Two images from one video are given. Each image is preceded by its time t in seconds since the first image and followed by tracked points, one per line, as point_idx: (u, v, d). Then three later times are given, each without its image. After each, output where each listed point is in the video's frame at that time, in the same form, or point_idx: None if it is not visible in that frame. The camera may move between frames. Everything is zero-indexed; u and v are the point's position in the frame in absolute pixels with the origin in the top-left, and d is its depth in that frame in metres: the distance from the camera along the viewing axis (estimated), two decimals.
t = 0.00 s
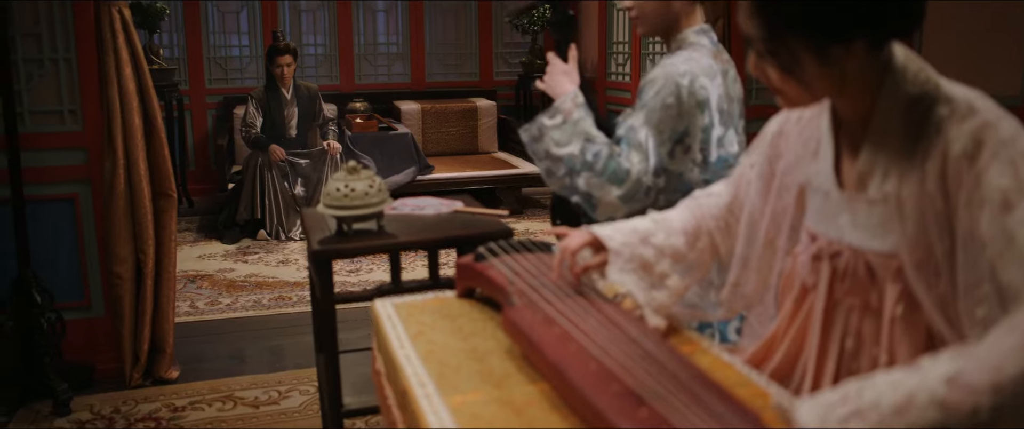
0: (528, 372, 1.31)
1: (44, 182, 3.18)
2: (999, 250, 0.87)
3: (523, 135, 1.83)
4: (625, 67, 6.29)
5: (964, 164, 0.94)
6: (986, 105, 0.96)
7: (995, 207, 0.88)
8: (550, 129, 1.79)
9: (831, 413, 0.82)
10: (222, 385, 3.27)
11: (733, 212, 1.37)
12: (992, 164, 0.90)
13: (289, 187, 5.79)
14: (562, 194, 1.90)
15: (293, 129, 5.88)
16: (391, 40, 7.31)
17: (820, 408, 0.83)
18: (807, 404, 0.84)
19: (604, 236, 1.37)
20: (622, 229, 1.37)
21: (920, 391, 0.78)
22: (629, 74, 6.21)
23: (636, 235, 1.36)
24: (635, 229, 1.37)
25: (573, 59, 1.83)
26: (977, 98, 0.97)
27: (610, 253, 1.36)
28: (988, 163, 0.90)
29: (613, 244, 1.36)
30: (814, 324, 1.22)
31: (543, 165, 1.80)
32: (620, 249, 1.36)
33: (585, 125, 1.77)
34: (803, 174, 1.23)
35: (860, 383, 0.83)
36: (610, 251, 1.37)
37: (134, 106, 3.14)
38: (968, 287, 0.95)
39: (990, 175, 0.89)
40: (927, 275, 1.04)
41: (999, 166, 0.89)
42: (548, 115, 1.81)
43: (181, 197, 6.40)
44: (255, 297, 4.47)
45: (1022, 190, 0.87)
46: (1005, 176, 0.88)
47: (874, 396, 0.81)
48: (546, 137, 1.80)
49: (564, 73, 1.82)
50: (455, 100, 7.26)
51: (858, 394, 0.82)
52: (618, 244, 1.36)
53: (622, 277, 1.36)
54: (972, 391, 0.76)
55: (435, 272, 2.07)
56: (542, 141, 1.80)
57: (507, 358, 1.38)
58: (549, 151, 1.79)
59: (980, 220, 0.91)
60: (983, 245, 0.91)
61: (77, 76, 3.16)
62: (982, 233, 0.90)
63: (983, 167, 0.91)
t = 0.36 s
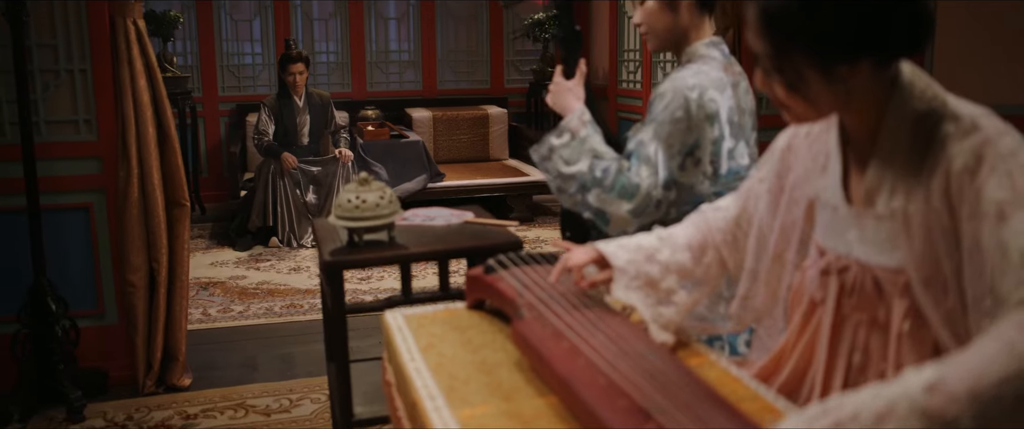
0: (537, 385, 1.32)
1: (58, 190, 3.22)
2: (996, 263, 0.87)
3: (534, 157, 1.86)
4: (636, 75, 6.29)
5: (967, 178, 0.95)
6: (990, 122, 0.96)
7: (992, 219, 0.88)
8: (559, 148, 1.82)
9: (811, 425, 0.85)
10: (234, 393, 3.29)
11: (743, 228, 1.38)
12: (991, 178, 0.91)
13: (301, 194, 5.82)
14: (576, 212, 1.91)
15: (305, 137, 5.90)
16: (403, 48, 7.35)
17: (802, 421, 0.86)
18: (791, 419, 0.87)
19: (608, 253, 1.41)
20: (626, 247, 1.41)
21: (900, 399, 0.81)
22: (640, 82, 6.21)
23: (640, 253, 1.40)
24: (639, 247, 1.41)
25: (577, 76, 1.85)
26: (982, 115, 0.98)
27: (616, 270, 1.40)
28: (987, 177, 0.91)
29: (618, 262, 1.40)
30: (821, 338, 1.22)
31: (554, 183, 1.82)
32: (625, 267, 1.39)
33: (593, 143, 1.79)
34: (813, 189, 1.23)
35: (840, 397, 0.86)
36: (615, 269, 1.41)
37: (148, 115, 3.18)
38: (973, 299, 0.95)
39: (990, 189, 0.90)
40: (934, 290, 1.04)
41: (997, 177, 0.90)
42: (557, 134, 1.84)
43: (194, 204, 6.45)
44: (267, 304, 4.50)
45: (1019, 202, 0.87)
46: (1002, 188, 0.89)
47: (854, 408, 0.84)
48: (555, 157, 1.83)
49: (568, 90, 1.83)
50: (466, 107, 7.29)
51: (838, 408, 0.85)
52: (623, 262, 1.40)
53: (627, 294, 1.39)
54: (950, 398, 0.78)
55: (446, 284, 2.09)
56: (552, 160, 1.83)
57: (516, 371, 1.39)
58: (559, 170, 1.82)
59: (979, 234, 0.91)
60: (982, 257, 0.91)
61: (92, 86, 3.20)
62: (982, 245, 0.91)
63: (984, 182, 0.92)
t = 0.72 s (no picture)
0: (545, 398, 1.33)
1: (70, 200, 3.24)
2: (1001, 282, 0.88)
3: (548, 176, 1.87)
4: (645, 83, 6.30)
5: (975, 196, 0.95)
6: (998, 139, 0.96)
7: (998, 238, 0.89)
8: (573, 167, 1.83)
9: None
10: (244, 402, 3.31)
11: (751, 245, 1.39)
12: (997, 196, 0.91)
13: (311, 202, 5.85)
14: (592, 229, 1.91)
15: (314, 145, 5.93)
16: (412, 56, 7.37)
17: None
18: None
19: (624, 272, 1.41)
20: (640, 266, 1.41)
21: (899, 419, 0.83)
22: (649, 90, 6.22)
23: (654, 271, 1.40)
24: (653, 265, 1.41)
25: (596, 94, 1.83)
26: (989, 132, 0.98)
27: (629, 287, 1.40)
28: (994, 195, 0.92)
29: (632, 279, 1.40)
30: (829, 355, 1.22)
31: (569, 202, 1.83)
32: (638, 285, 1.40)
33: (606, 161, 1.80)
34: (822, 207, 1.24)
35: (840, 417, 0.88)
36: (628, 286, 1.41)
37: (159, 126, 3.21)
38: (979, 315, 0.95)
39: (996, 207, 0.90)
40: (942, 308, 1.04)
41: (1003, 196, 0.90)
42: (570, 155, 1.85)
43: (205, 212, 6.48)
44: (277, 313, 4.51)
45: None
46: (1009, 206, 0.89)
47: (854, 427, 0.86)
48: (569, 175, 1.84)
49: (584, 109, 1.84)
50: (476, 115, 7.30)
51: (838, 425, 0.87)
52: (637, 279, 1.40)
53: (638, 312, 1.40)
54: (949, 416, 0.81)
55: (454, 295, 2.10)
56: (567, 180, 1.84)
57: (523, 384, 1.40)
58: (574, 188, 1.82)
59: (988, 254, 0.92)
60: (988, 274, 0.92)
61: (105, 97, 3.22)
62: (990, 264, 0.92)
63: (990, 200, 0.92)
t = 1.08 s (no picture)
0: (550, 410, 1.34)
1: (80, 209, 3.27)
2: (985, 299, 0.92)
3: (558, 189, 1.88)
4: (652, 90, 6.32)
5: (972, 213, 0.97)
6: (998, 158, 0.98)
7: (987, 254, 0.92)
8: (582, 181, 1.84)
9: None
10: (251, 409, 3.32)
11: (758, 255, 1.40)
12: (991, 215, 0.93)
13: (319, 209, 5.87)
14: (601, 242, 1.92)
15: (322, 152, 5.95)
16: (420, 62, 7.40)
17: None
18: None
19: (632, 278, 1.45)
20: (651, 274, 1.45)
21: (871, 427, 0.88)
22: (656, 97, 6.23)
23: (664, 279, 1.43)
24: (665, 272, 1.44)
25: (608, 109, 1.88)
26: (990, 151, 0.99)
27: (639, 295, 1.44)
28: (988, 214, 0.94)
29: (641, 288, 1.44)
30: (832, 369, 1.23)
31: (578, 215, 1.84)
32: (647, 293, 1.44)
33: (615, 175, 1.81)
34: (827, 221, 1.25)
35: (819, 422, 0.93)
36: (638, 294, 1.45)
37: (168, 136, 3.24)
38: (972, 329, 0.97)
39: (988, 225, 0.93)
40: (943, 324, 1.05)
41: (996, 215, 0.93)
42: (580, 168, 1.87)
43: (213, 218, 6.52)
44: (284, 320, 4.53)
45: (1015, 239, 0.90)
46: (1000, 225, 0.92)
47: None
48: (578, 188, 1.84)
49: (594, 123, 1.87)
50: (483, 122, 7.33)
51: None
52: (646, 287, 1.44)
53: (648, 320, 1.45)
54: (916, 421, 0.86)
55: (460, 305, 2.11)
56: (575, 192, 1.85)
57: (528, 396, 1.41)
58: (583, 202, 1.83)
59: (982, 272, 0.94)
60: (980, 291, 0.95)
61: (114, 107, 3.25)
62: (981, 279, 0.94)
63: (985, 218, 0.95)
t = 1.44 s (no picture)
0: (555, 422, 1.35)
1: (89, 218, 3.30)
2: (991, 323, 0.94)
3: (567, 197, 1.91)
4: (659, 98, 6.33)
5: (973, 234, 1.00)
6: (998, 176, 1.01)
7: (993, 279, 0.95)
8: (589, 189, 1.87)
9: None
10: (259, 417, 3.34)
11: (754, 263, 1.43)
12: (995, 238, 0.96)
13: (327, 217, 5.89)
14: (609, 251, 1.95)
15: (330, 159, 5.97)
16: (427, 69, 7.42)
17: None
18: None
19: (624, 280, 1.43)
20: (643, 270, 1.44)
21: None
22: (663, 105, 6.24)
23: (656, 277, 1.43)
24: (656, 269, 1.44)
25: (609, 118, 1.91)
26: (989, 170, 1.02)
27: (632, 294, 1.42)
28: (993, 237, 0.97)
29: (634, 287, 1.42)
30: (833, 384, 1.26)
31: (586, 223, 1.87)
32: (641, 291, 1.42)
33: (621, 185, 1.83)
34: (826, 235, 1.29)
35: None
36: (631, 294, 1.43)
37: (178, 146, 3.27)
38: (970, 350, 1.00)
39: (993, 248, 0.96)
40: (942, 342, 1.08)
41: (1001, 239, 0.95)
42: (589, 176, 1.90)
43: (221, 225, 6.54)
44: (292, 328, 4.55)
45: (1020, 264, 0.93)
46: (1004, 249, 0.94)
47: None
48: (586, 197, 1.87)
49: (603, 135, 1.89)
50: (490, 130, 7.35)
51: None
52: (639, 286, 1.42)
53: (642, 319, 1.42)
54: None
55: (467, 316, 2.12)
56: (584, 201, 1.88)
57: (533, 408, 1.42)
58: (590, 210, 1.86)
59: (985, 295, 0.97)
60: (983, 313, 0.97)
61: (124, 117, 3.27)
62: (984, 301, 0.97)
63: (989, 241, 0.97)
